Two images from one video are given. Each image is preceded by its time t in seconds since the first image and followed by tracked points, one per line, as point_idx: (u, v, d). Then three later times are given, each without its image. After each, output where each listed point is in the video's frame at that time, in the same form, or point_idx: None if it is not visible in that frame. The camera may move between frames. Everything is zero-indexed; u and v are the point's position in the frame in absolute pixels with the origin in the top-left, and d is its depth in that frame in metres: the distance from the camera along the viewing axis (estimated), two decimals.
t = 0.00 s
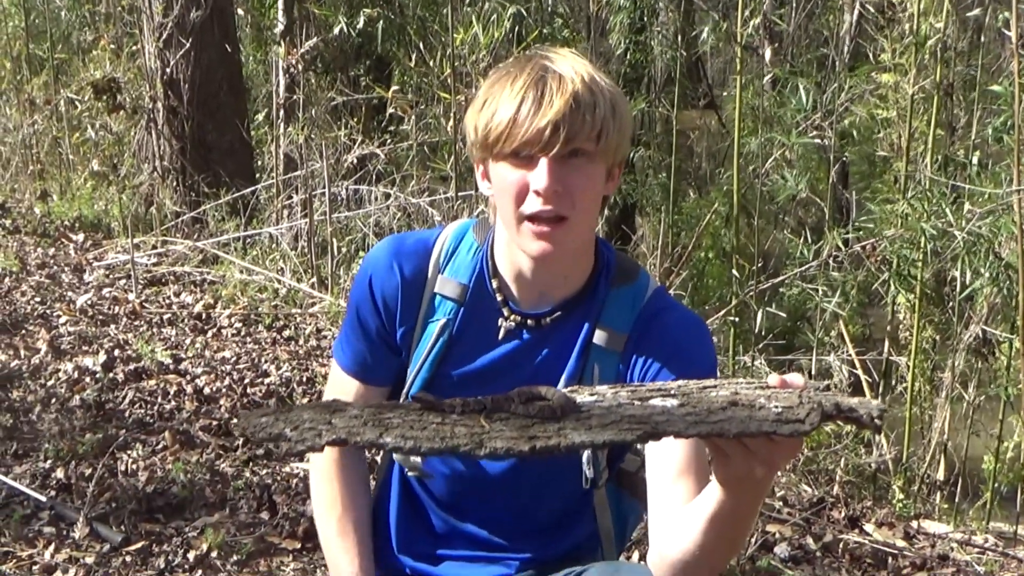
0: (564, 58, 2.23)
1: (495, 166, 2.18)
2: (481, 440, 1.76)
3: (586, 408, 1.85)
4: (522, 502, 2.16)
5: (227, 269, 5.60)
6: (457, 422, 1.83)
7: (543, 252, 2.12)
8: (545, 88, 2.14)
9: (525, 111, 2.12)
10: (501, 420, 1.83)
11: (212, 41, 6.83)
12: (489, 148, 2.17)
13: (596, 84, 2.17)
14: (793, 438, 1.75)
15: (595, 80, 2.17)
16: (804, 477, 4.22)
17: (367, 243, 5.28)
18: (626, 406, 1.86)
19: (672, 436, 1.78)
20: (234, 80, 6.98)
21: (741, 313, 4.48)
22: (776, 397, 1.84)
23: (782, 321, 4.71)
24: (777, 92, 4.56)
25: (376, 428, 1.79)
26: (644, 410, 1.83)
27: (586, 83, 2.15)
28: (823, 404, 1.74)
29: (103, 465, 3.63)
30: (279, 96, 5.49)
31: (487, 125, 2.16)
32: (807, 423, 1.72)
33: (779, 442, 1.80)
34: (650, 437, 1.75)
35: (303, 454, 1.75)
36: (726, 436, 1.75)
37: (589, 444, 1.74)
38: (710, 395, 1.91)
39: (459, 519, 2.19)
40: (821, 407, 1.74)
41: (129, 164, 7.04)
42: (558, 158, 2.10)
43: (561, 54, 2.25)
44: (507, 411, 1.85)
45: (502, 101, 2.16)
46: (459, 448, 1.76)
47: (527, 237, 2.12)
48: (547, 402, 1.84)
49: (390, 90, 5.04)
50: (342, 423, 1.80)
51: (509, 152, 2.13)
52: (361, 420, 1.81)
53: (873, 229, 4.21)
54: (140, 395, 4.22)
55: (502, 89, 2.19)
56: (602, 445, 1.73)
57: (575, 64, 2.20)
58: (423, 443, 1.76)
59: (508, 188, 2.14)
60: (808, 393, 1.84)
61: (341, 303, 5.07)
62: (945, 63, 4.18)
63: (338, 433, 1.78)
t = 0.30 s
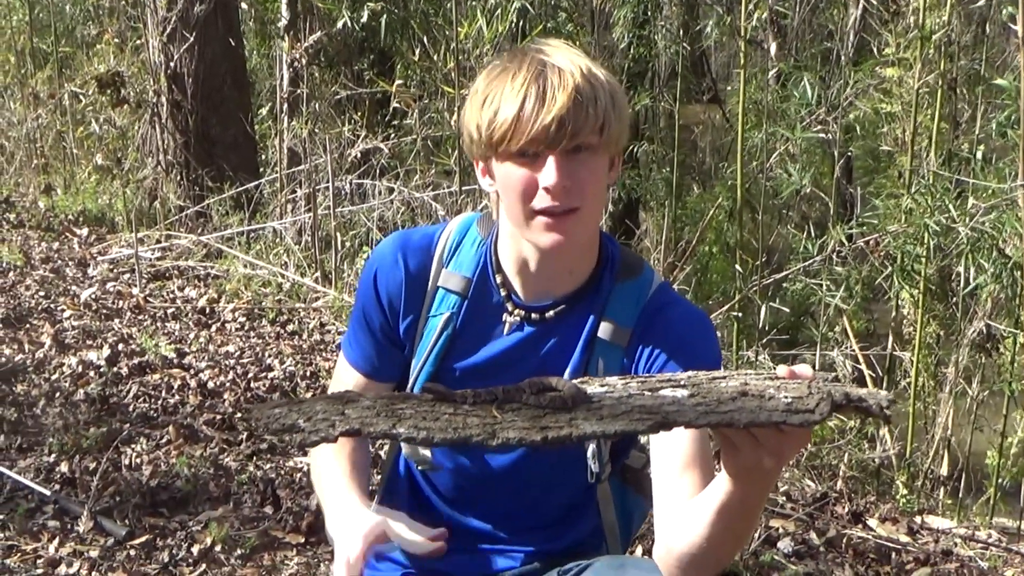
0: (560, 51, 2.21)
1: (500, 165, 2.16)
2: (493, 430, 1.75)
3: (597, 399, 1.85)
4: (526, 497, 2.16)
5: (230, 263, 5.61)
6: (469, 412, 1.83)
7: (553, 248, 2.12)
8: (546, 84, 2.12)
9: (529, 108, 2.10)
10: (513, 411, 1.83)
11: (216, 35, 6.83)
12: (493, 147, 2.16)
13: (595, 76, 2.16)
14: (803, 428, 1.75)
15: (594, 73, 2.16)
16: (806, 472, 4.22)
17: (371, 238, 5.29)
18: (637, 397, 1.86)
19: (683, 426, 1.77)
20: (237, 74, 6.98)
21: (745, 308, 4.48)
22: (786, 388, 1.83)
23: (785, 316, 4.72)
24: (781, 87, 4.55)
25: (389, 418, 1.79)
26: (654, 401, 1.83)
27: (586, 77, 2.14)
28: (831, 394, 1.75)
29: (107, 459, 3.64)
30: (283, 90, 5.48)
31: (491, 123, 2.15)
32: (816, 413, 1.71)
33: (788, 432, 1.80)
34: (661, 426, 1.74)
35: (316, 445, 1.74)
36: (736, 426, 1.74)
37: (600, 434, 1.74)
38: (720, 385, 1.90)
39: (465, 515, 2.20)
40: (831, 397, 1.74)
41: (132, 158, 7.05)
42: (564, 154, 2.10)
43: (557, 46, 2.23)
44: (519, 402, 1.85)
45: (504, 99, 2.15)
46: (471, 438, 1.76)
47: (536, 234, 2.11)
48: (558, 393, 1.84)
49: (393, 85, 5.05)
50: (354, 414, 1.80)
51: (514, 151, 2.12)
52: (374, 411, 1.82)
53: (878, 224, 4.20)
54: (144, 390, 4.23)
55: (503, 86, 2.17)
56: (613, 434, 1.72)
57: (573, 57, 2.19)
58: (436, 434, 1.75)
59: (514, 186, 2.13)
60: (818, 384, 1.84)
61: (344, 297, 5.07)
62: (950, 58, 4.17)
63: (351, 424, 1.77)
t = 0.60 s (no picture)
0: (559, 41, 2.21)
1: (496, 153, 2.17)
2: (502, 423, 1.74)
3: (605, 393, 1.85)
4: (527, 492, 2.16)
5: (233, 258, 5.61)
6: (478, 404, 1.82)
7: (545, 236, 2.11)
8: (541, 72, 2.12)
9: (521, 96, 2.10)
10: (522, 404, 1.82)
11: (219, 29, 6.82)
12: (489, 135, 2.17)
13: (591, 66, 2.15)
14: (810, 423, 1.74)
15: (591, 63, 2.15)
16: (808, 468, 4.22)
17: (374, 233, 5.29)
18: (645, 391, 1.86)
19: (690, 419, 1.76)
20: (241, 69, 6.98)
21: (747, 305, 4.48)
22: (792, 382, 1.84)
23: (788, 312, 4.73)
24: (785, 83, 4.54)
25: (398, 409, 1.77)
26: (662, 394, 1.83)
27: (582, 66, 2.13)
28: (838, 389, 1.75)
29: (110, 454, 3.63)
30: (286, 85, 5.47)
31: (486, 110, 2.16)
32: (823, 408, 1.71)
33: (794, 427, 1.77)
34: (669, 419, 1.73)
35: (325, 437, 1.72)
36: (743, 420, 1.72)
37: (609, 427, 1.72)
38: (727, 379, 1.91)
39: (467, 511, 2.19)
40: (838, 392, 1.75)
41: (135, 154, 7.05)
42: (557, 142, 2.09)
43: (557, 37, 2.23)
44: (527, 394, 1.85)
45: (499, 87, 2.16)
46: (481, 431, 1.74)
47: (528, 222, 2.11)
48: (567, 386, 1.84)
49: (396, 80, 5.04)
50: (363, 405, 1.80)
51: (507, 139, 2.12)
52: (382, 402, 1.80)
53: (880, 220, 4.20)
54: (146, 384, 4.22)
55: (500, 75, 2.18)
56: (622, 428, 1.71)
57: (572, 47, 2.18)
58: (445, 426, 1.73)
59: (508, 174, 2.14)
60: (822, 378, 1.85)
61: (347, 293, 5.07)
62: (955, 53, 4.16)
63: (360, 416, 1.76)
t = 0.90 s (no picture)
0: (566, 37, 2.21)
1: (502, 148, 2.16)
2: (511, 419, 1.73)
3: (614, 389, 1.84)
4: (531, 488, 2.16)
5: (238, 253, 5.62)
6: (486, 400, 1.81)
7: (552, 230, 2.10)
8: (548, 66, 2.12)
9: (529, 90, 2.10)
10: (531, 401, 1.81)
11: (224, 24, 6.83)
12: (496, 129, 2.16)
13: (598, 61, 2.15)
14: (819, 420, 1.73)
15: (597, 58, 2.15)
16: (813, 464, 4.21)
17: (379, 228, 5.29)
18: (654, 387, 1.85)
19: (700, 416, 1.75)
20: (246, 64, 7.00)
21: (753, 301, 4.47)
22: (801, 377, 1.84)
23: (793, 308, 4.72)
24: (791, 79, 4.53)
25: (406, 405, 1.76)
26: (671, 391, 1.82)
27: (589, 61, 2.13)
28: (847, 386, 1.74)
29: (114, 448, 3.63)
30: (291, 80, 5.48)
31: (493, 105, 2.15)
32: (833, 404, 1.70)
33: (802, 423, 1.76)
34: (678, 416, 1.72)
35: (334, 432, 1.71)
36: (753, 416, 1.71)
37: (618, 424, 1.71)
38: (736, 375, 1.90)
39: (471, 506, 2.19)
40: (847, 388, 1.74)
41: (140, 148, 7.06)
42: (565, 136, 2.08)
43: (564, 32, 2.23)
44: (536, 391, 1.84)
45: (506, 82, 2.15)
46: (490, 428, 1.73)
47: (536, 216, 2.10)
48: (577, 383, 1.84)
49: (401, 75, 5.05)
50: (372, 401, 1.78)
51: (515, 133, 2.11)
52: (391, 398, 1.79)
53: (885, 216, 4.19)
54: (151, 378, 4.23)
55: (506, 70, 2.18)
56: (631, 424, 1.69)
57: (578, 43, 2.18)
58: (455, 422, 1.72)
59: (515, 167, 2.12)
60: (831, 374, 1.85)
61: (352, 287, 5.07)
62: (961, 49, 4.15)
63: (369, 412, 1.74)
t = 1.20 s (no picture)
0: (570, 32, 2.18)
1: (505, 146, 2.15)
2: (530, 410, 1.73)
3: (632, 383, 1.82)
4: (537, 485, 2.15)
5: (244, 249, 5.62)
6: (505, 390, 1.81)
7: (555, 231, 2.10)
8: (550, 66, 2.10)
9: (531, 90, 2.08)
10: (550, 392, 1.81)
11: (230, 20, 6.81)
12: (498, 128, 2.16)
13: (601, 58, 2.12)
14: (838, 421, 1.71)
15: (601, 55, 2.13)
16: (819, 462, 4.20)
17: (384, 224, 5.29)
18: (672, 381, 1.82)
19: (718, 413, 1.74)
20: (252, 61, 6.96)
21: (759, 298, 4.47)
22: (819, 377, 1.78)
23: (799, 306, 4.72)
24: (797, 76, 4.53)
25: (425, 393, 1.77)
26: (689, 386, 1.79)
27: (592, 59, 2.10)
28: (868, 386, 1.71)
29: (120, 444, 3.63)
30: (297, 77, 5.47)
31: (495, 103, 2.15)
32: (851, 405, 1.68)
33: (817, 423, 1.73)
34: (698, 411, 1.72)
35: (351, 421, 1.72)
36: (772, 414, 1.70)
37: (637, 418, 1.71)
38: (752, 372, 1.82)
39: (476, 503, 2.18)
40: (867, 389, 1.71)
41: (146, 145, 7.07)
42: (566, 136, 2.07)
43: (569, 27, 2.21)
44: (553, 381, 1.84)
45: (508, 80, 2.14)
46: (509, 417, 1.73)
47: (537, 215, 2.10)
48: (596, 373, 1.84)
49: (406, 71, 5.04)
50: (390, 388, 1.78)
51: (517, 133, 2.11)
52: (410, 385, 1.80)
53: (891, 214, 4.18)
54: (157, 374, 4.23)
55: (509, 68, 2.17)
56: (651, 419, 1.69)
57: (582, 39, 2.16)
58: (474, 411, 1.73)
59: (516, 167, 2.12)
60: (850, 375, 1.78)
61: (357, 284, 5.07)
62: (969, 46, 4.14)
63: (388, 398, 1.75)
